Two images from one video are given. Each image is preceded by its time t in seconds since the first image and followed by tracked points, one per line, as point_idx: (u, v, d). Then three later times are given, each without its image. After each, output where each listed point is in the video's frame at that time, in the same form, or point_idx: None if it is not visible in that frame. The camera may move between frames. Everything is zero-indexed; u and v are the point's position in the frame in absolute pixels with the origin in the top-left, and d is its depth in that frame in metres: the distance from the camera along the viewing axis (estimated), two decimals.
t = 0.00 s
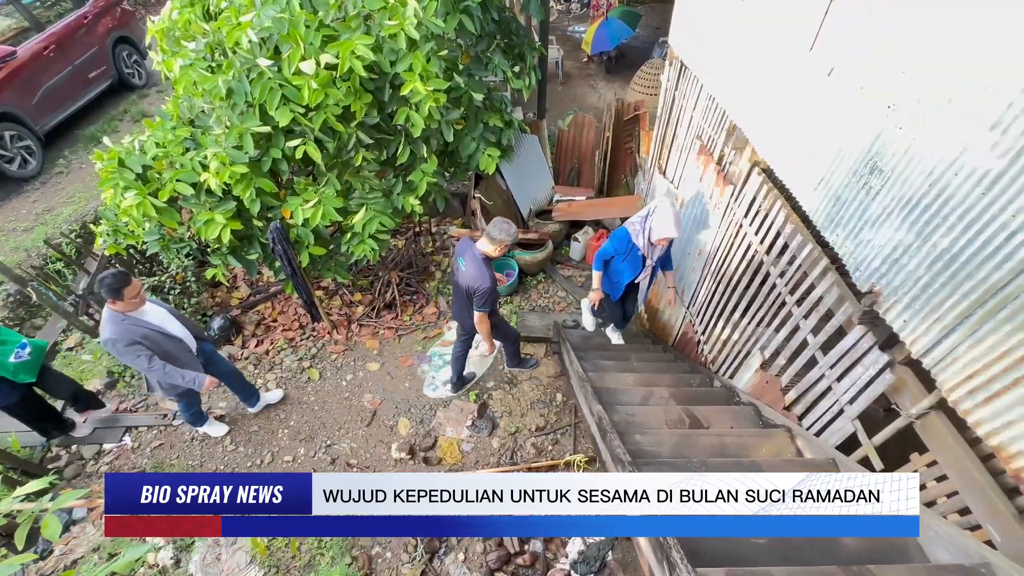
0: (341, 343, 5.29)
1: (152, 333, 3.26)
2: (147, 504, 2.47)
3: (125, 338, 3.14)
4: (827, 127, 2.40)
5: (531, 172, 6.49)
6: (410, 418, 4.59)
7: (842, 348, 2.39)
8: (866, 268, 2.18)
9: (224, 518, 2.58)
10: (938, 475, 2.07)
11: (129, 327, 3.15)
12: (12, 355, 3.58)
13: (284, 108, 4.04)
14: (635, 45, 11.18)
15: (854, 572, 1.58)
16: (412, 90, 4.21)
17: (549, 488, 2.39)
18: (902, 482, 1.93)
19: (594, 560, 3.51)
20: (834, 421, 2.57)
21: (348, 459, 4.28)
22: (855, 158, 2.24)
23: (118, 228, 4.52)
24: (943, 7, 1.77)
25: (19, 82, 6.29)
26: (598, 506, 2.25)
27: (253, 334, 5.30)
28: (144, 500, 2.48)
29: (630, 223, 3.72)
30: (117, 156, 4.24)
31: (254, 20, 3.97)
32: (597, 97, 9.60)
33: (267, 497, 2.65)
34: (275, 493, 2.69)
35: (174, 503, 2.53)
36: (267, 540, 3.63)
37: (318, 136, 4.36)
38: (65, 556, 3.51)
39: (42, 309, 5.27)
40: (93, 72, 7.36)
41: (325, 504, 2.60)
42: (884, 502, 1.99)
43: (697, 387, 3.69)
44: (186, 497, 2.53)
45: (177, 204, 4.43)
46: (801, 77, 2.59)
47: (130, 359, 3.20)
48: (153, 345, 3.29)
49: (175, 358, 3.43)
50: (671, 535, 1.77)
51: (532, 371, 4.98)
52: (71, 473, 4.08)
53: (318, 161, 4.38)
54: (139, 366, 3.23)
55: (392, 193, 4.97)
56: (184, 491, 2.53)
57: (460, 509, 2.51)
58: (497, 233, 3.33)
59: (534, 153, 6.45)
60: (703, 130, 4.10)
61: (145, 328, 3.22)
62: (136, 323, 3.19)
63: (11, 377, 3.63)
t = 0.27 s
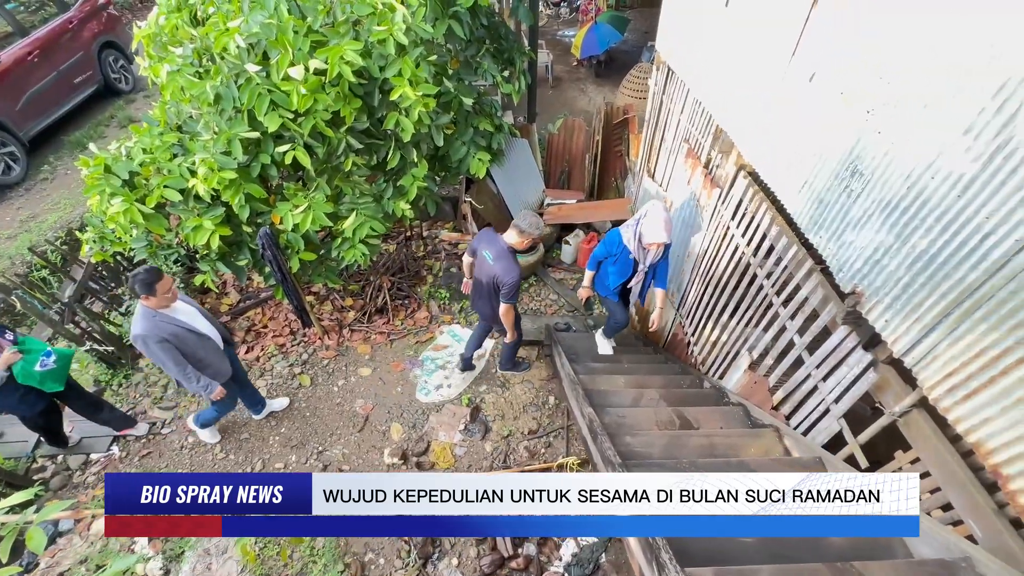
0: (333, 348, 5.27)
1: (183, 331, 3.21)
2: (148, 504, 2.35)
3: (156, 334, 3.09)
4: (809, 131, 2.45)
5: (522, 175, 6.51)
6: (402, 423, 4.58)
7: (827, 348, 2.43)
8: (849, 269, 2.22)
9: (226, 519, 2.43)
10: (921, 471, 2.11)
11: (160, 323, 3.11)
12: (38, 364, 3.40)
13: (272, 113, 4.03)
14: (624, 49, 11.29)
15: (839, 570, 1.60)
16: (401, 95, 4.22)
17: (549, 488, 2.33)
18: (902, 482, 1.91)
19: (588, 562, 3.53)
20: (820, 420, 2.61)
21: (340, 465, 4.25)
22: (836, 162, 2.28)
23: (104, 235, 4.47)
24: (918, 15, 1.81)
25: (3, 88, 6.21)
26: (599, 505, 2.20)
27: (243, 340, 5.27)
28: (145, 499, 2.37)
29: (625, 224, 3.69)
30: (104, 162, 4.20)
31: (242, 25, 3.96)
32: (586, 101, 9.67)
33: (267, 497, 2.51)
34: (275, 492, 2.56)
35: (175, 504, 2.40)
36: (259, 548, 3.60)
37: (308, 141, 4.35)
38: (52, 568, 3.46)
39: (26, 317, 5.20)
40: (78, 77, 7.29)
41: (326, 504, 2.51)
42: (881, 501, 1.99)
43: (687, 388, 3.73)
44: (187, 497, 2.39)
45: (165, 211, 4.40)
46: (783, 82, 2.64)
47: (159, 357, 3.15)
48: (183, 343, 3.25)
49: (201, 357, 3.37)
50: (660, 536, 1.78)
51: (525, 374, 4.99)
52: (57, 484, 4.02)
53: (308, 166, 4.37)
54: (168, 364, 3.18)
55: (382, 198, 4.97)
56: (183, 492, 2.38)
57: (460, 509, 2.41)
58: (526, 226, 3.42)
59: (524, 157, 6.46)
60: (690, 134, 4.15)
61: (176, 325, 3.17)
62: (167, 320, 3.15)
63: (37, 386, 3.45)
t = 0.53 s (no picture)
0: (326, 351, 5.25)
1: (205, 330, 3.23)
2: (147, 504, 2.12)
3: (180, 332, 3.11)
4: (796, 133, 2.48)
5: (514, 177, 6.52)
6: (396, 426, 4.57)
7: (815, 347, 2.47)
8: (836, 268, 2.26)
9: (226, 520, 2.15)
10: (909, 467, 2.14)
11: (185, 320, 3.13)
12: (55, 370, 3.34)
13: (263, 116, 4.03)
14: (615, 52, 11.37)
15: (828, 565, 1.62)
16: (393, 98, 4.23)
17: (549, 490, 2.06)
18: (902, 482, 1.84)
19: (582, 562, 3.54)
20: (810, 417, 2.64)
21: (333, 469, 4.23)
22: (822, 163, 2.32)
23: (93, 239, 4.43)
24: (899, 20, 1.85)
25: None
26: (597, 505, 2.02)
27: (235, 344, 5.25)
28: (144, 499, 2.13)
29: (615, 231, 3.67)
30: (92, 166, 4.16)
31: (232, 28, 3.95)
32: (578, 103, 9.73)
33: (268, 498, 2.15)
34: (276, 492, 2.21)
35: (175, 504, 2.13)
36: (252, 553, 3.58)
37: (299, 144, 4.34)
38: None
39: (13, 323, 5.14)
40: (65, 80, 7.22)
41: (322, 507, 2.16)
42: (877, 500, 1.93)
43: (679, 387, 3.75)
44: (186, 498, 2.10)
45: (155, 214, 4.37)
46: (770, 85, 2.68)
47: (180, 356, 3.16)
48: (205, 341, 3.27)
49: (221, 355, 3.40)
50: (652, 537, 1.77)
51: (518, 376, 5.00)
52: (45, 492, 3.97)
53: (299, 169, 4.36)
54: (188, 363, 3.19)
55: (375, 201, 4.97)
56: (183, 492, 2.09)
57: (461, 510, 2.10)
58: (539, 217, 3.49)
59: (517, 159, 6.48)
60: (680, 136, 4.19)
61: (199, 323, 3.19)
62: (192, 318, 3.18)
63: (52, 392, 3.39)
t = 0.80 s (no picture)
0: (320, 351, 5.24)
1: (239, 327, 3.28)
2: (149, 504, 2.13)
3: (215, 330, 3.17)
4: (786, 131, 2.51)
5: (509, 176, 6.53)
6: (392, 425, 4.57)
7: (805, 342, 2.50)
8: (826, 264, 2.29)
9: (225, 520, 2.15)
10: (897, 460, 2.18)
11: (219, 319, 3.17)
12: (89, 371, 3.29)
13: (256, 115, 4.02)
14: (608, 51, 11.41)
15: (817, 555, 1.65)
16: (387, 97, 4.23)
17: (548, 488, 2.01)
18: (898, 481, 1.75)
19: (578, 559, 3.57)
20: (801, 412, 2.67)
21: (329, 469, 4.22)
22: (812, 161, 2.35)
23: (84, 239, 4.40)
24: (886, 18, 1.88)
25: None
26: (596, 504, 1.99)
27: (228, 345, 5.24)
28: (148, 499, 2.15)
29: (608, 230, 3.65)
30: (83, 165, 4.13)
31: (224, 27, 3.93)
32: (572, 103, 9.76)
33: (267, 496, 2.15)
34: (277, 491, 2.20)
35: (175, 504, 2.12)
36: (248, 554, 3.57)
37: (293, 143, 4.33)
38: None
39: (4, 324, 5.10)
40: (55, 80, 7.15)
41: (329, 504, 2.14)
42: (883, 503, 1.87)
43: (673, 384, 3.78)
44: (187, 497, 2.09)
45: (147, 214, 4.34)
46: (760, 84, 2.70)
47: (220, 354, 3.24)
48: (238, 337, 3.34)
49: (257, 350, 3.46)
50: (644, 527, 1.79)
51: (514, 375, 5.02)
52: (37, 495, 3.94)
53: (293, 169, 4.35)
54: (224, 360, 3.27)
55: (369, 200, 4.96)
56: (183, 492, 2.08)
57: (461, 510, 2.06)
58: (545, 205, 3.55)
59: (511, 158, 6.41)
60: (673, 134, 4.22)
61: (233, 320, 3.24)
62: (226, 314, 3.23)
63: (87, 394, 3.33)
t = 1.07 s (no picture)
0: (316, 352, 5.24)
1: (274, 312, 3.62)
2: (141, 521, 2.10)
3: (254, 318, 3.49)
4: (777, 131, 2.54)
5: (505, 176, 6.53)
6: (388, 425, 4.58)
7: (797, 340, 2.54)
8: (816, 263, 2.32)
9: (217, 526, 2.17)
10: (887, 456, 2.20)
11: (254, 307, 3.49)
12: (121, 370, 3.32)
13: (251, 115, 4.01)
14: (603, 51, 11.44)
15: (806, 548, 1.67)
16: (381, 97, 4.24)
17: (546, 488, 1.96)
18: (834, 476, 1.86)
19: (574, 557, 3.59)
20: (793, 409, 2.70)
21: (325, 469, 4.22)
22: (802, 160, 2.37)
23: (78, 240, 4.38)
24: (874, 19, 1.90)
25: None
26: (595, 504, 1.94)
27: (224, 345, 5.24)
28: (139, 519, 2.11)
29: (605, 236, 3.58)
30: (76, 166, 4.11)
31: (218, 27, 3.93)
32: (567, 102, 9.77)
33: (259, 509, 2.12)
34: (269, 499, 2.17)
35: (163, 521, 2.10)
36: (244, 554, 3.58)
37: (287, 143, 4.32)
38: None
39: None
40: (47, 80, 7.11)
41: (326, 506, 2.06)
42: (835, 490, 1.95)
43: (667, 382, 3.81)
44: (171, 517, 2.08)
45: (141, 214, 4.33)
46: (752, 84, 2.73)
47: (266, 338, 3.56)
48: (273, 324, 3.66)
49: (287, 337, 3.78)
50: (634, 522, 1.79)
51: (509, 374, 5.03)
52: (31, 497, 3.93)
53: (288, 169, 4.35)
54: (269, 346, 3.56)
55: (364, 200, 4.97)
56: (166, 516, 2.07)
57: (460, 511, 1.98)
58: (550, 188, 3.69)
59: (507, 158, 6.50)
60: (667, 134, 4.24)
61: (267, 306, 3.58)
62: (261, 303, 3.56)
63: (118, 394, 3.35)
